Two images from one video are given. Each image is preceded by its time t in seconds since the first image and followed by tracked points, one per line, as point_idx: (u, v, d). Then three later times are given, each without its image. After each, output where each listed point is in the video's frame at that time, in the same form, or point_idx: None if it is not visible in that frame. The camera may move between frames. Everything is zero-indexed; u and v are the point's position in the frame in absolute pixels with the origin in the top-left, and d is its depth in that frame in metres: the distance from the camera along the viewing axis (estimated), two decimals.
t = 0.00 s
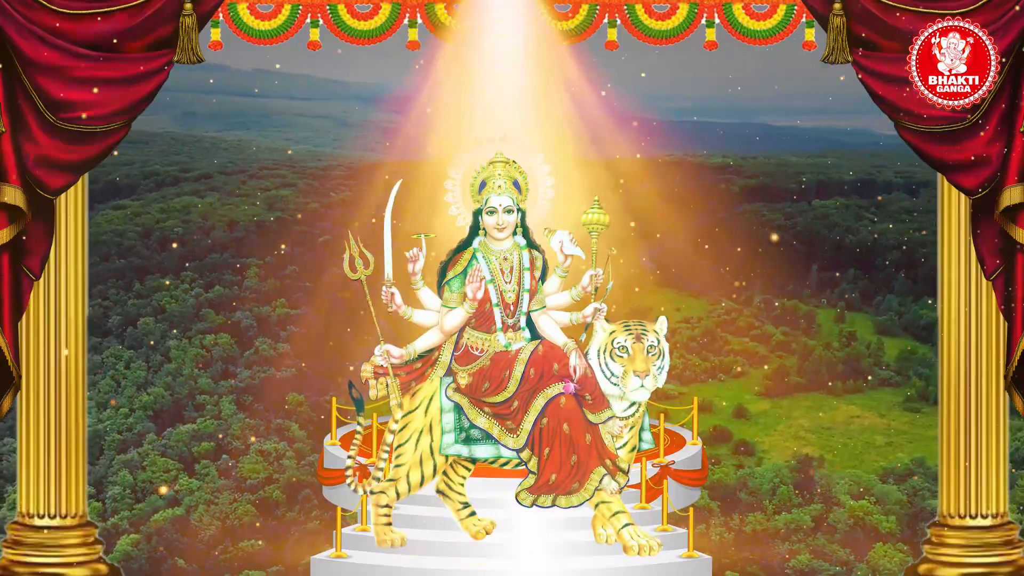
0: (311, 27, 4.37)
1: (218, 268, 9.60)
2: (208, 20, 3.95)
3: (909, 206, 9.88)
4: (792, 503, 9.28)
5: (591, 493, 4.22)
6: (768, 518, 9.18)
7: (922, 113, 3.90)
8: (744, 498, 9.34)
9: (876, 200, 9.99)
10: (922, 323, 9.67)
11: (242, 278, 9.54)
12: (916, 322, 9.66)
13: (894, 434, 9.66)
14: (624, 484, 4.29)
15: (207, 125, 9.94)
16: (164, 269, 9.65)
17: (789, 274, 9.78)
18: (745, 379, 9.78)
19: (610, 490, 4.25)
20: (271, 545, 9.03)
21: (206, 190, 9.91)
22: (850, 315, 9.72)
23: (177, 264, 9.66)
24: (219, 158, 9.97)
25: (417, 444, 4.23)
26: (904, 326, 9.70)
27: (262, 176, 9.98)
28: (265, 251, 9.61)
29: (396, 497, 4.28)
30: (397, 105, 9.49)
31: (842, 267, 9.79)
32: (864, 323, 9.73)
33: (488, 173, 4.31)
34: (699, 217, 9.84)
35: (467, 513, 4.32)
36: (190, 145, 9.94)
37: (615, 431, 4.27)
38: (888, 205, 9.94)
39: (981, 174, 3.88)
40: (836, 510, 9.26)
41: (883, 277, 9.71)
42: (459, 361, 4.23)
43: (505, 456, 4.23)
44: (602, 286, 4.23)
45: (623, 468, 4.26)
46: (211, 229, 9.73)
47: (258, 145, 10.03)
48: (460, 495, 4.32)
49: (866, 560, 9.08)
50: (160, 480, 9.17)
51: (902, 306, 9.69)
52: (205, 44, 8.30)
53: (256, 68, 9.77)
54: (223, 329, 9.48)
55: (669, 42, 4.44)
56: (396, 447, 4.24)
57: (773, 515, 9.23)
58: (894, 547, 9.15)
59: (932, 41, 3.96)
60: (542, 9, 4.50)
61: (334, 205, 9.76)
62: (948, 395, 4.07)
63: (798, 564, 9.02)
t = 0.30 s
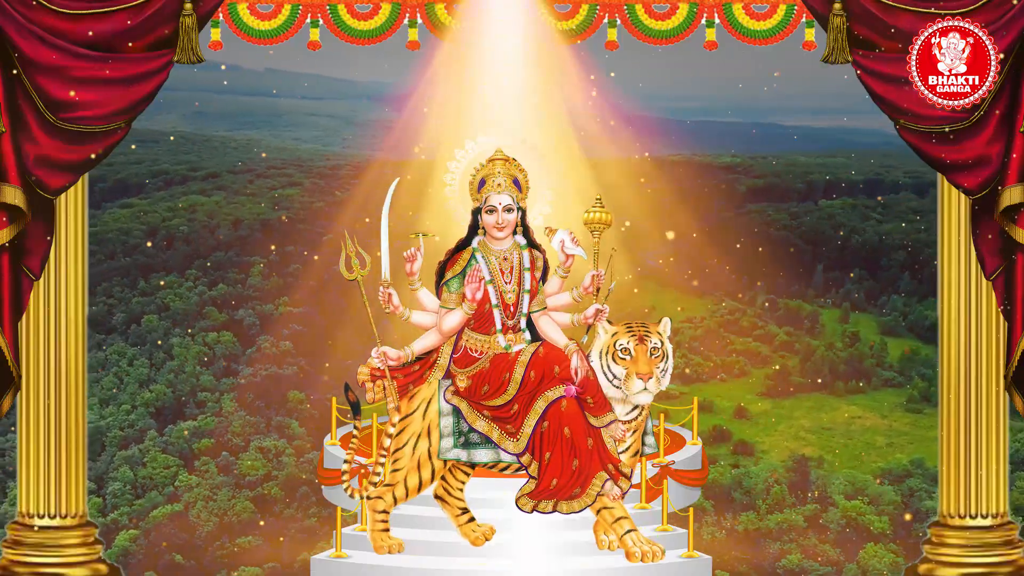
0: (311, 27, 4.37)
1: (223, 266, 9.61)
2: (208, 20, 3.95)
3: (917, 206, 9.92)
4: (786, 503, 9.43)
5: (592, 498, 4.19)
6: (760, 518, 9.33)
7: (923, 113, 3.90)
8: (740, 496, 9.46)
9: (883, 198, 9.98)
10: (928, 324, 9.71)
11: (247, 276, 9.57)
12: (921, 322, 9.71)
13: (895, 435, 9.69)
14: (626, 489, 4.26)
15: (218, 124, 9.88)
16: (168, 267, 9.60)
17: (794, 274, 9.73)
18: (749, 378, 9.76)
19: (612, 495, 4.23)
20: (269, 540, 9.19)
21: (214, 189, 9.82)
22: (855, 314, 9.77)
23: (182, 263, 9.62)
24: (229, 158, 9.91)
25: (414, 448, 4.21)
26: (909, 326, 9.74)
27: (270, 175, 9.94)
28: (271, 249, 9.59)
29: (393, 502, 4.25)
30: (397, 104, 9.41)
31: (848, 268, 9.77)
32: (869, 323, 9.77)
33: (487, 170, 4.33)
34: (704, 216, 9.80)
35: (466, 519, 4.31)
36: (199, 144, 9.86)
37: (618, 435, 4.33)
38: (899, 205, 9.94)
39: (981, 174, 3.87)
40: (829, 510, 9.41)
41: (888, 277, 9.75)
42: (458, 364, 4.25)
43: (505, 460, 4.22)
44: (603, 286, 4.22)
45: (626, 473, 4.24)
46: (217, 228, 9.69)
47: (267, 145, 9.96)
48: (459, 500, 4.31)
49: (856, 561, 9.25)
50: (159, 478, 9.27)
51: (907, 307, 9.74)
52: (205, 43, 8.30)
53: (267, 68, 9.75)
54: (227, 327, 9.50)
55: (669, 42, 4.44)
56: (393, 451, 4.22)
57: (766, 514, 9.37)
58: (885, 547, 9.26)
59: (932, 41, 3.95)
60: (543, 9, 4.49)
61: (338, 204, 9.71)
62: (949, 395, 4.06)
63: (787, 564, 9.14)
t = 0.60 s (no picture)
0: (311, 27, 4.38)
1: (228, 265, 9.59)
2: (208, 19, 3.95)
3: (923, 207, 9.86)
4: (780, 502, 9.45)
5: (594, 503, 4.17)
6: (751, 518, 9.35)
7: (924, 113, 3.90)
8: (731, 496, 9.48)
9: (890, 200, 9.96)
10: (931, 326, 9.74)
11: (250, 274, 9.54)
12: (926, 323, 9.73)
13: (896, 436, 9.75)
14: (628, 495, 4.23)
15: (230, 123, 9.79)
16: (174, 265, 9.61)
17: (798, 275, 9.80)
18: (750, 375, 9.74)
19: (615, 501, 4.19)
20: (265, 538, 9.23)
21: (221, 188, 9.83)
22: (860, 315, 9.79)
23: (187, 261, 9.63)
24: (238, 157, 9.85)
25: (412, 453, 4.22)
26: (914, 328, 9.75)
27: (280, 175, 9.80)
28: (270, 249, 9.53)
29: (391, 508, 4.24)
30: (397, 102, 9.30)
31: (854, 268, 9.80)
32: (874, 323, 9.79)
33: (487, 169, 4.36)
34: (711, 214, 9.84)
35: (465, 525, 4.29)
36: (210, 143, 9.83)
37: (621, 439, 4.29)
38: (907, 204, 9.94)
39: (981, 174, 3.87)
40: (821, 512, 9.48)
41: (895, 277, 9.77)
42: (457, 366, 4.26)
43: (504, 465, 4.24)
44: (605, 287, 4.24)
45: (628, 478, 4.21)
46: (222, 226, 9.73)
47: (276, 144, 9.84)
48: (458, 506, 4.29)
49: (845, 561, 9.35)
50: (160, 474, 9.33)
51: (913, 307, 9.75)
52: (205, 44, 8.29)
53: (278, 67, 9.58)
54: (230, 325, 9.48)
55: (668, 42, 4.45)
56: (390, 456, 4.23)
57: (757, 514, 9.38)
58: (874, 548, 9.37)
59: (932, 41, 3.96)
60: (542, 9, 4.50)
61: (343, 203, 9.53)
62: (949, 395, 4.06)
63: (777, 564, 9.18)
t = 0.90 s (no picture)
0: (311, 27, 4.38)
1: (232, 263, 9.56)
2: (208, 19, 3.95)
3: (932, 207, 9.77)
4: (772, 503, 9.39)
5: (596, 509, 4.17)
6: (742, 517, 9.32)
7: (923, 113, 3.90)
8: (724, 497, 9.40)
9: (898, 200, 9.91)
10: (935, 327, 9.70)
11: (255, 273, 9.51)
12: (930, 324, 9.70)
13: (896, 437, 9.71)
14: (630, 500, 4.23)
15: (241, 122, 9.75)
16: (178, 263, 9.57)
17: (804, 273, 9.78)
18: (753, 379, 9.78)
19: (617, 506, 4.18)
20: (262, 535, 9.23)
21: (229, 185, 9.83)
22: (864, 317, 9.80)
23: (190, 259, 9.60)
24: (249, 156, 9.84)
25: (410, 457, 4.19)
26: (918, 330, 9.77)
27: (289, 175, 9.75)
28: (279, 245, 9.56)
29: (388, 513, 4.21)
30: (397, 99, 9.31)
31: (859, 269, 9.80)
32: (879, 324, 9.80)
33: (487, 166, 4.36)
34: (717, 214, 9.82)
35: (463, 531, 4.26)
36: (221, 143, 9.82)
37: (623, 444, 4.30)
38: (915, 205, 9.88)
39: (981, 174, 3.87)
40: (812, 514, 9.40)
41: (900, 278, 9.75)
42: (455, 369, 4.26)
43: (504, 469, 4.21)
44: (607, 287, 4.25)
45: (631, 482, 4.21)
46: (227, 225, 9.66)
47: (286, 144, 9.78)
48: (456, 512, 4.28)
49: (835, 561, 9.24)
50: (160, 469, 9.33)
51: (918, 307, 9.75)
52: (205, 44, 8.28)
53: (290, 67, 9.55)
54: (233, 322, 9.47)
55: (668, 42, 4.45)
56: (388, 460, 4.20)
57: (749, 513, 9.35)
58: (864, 548, 9.32)
59: (932, 41, 3.97)
60: (542, 9, 4.50)
61: (349, 201, 9.55)
62: (949, 395, 4.06)
63: (766, 564, 9.10)
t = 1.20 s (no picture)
0: (311, 27, 4.38)
1: (236, 262, 9.54)
2: (208, 19, 3.96)
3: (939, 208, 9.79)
4: (764, 503, 9.38)
5: (597, 514, 4.18)
6: (735, 517, 9.28)
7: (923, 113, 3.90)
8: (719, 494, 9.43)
9: (906, 201, 9.96)
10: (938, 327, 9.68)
11: (259, 271, 9.48)
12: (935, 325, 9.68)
13: (896, 438, 9.69)
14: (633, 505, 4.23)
15: (254, 123, 9.92)
16: (183, 261, 9.57)
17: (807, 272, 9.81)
18: (754, 379, 9.74)
19: (619, 511, 4.19)
20: (259, 531, 9.18)
21: (236, 185, 9.86)
22: (869, 317, 9.72)
23: (196, 258, 9.59)
24: (258, 154, 9.97)
25: (408, 461, 4.20)
26: (923, 330, 9.70)
27: (298, 173, 9.77)
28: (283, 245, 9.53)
29: (384, 518, 4.21)
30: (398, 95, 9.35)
31: (865, 268, 9.81)
32: (882, 324, 9.72)
33: (487, 164, 4.36)
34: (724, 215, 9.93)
35: (463, 537, 4.27)
36: (233, 142, 9.94)
37: (625, 448, 4.24)
38: (923, 205, 9.93)
39: (980, 174, 3.87)
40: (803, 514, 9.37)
41: (907, 278, 9.75)
42: (454, 371, 4.26)
43: (504, 473, 4.22)
44: (608, 287, 4.25)
45: (634, 488, 4.21)
46: (234, 223, 9.69)
47: (297, 142, 9.84)
48: (455, 517, 4.28)
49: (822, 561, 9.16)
50: (161, 466, 9.31)
51: (923, 308, 9.74)
52: (205, 44, 8.28)
53: (305, 67, 9.68)
54: (236, 321, 9.42)
55: (669, 42, 4.44)
56: (385, 465, 4.20)
57: (741, 513, 9.33)
58: (854, 548, 9.23)
59: (932, 41, 3.96)
60: (542, 9, 4.50)
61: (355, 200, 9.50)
62: (949, 395, 4.06)
63: (754, 563, 9.04)
